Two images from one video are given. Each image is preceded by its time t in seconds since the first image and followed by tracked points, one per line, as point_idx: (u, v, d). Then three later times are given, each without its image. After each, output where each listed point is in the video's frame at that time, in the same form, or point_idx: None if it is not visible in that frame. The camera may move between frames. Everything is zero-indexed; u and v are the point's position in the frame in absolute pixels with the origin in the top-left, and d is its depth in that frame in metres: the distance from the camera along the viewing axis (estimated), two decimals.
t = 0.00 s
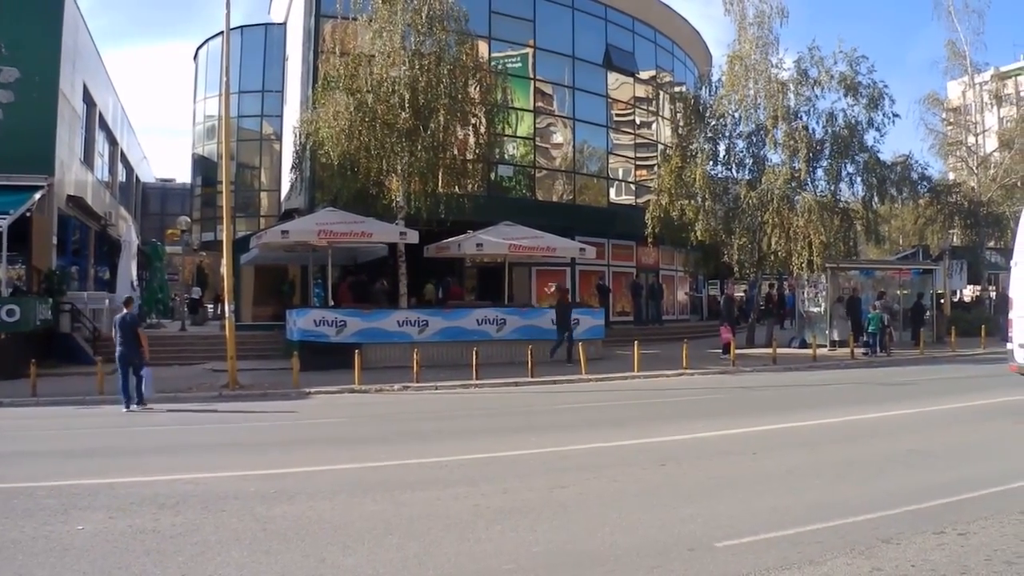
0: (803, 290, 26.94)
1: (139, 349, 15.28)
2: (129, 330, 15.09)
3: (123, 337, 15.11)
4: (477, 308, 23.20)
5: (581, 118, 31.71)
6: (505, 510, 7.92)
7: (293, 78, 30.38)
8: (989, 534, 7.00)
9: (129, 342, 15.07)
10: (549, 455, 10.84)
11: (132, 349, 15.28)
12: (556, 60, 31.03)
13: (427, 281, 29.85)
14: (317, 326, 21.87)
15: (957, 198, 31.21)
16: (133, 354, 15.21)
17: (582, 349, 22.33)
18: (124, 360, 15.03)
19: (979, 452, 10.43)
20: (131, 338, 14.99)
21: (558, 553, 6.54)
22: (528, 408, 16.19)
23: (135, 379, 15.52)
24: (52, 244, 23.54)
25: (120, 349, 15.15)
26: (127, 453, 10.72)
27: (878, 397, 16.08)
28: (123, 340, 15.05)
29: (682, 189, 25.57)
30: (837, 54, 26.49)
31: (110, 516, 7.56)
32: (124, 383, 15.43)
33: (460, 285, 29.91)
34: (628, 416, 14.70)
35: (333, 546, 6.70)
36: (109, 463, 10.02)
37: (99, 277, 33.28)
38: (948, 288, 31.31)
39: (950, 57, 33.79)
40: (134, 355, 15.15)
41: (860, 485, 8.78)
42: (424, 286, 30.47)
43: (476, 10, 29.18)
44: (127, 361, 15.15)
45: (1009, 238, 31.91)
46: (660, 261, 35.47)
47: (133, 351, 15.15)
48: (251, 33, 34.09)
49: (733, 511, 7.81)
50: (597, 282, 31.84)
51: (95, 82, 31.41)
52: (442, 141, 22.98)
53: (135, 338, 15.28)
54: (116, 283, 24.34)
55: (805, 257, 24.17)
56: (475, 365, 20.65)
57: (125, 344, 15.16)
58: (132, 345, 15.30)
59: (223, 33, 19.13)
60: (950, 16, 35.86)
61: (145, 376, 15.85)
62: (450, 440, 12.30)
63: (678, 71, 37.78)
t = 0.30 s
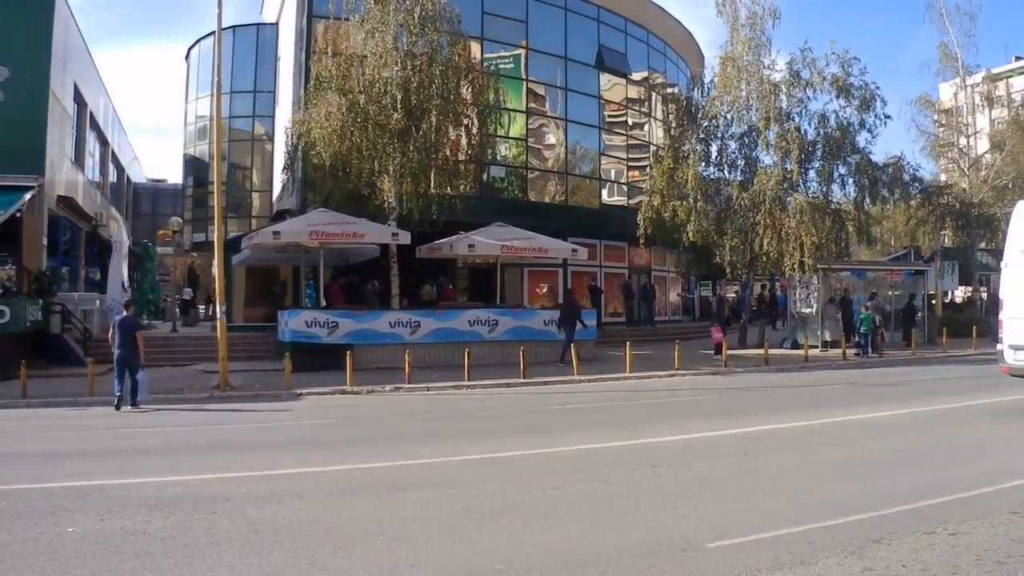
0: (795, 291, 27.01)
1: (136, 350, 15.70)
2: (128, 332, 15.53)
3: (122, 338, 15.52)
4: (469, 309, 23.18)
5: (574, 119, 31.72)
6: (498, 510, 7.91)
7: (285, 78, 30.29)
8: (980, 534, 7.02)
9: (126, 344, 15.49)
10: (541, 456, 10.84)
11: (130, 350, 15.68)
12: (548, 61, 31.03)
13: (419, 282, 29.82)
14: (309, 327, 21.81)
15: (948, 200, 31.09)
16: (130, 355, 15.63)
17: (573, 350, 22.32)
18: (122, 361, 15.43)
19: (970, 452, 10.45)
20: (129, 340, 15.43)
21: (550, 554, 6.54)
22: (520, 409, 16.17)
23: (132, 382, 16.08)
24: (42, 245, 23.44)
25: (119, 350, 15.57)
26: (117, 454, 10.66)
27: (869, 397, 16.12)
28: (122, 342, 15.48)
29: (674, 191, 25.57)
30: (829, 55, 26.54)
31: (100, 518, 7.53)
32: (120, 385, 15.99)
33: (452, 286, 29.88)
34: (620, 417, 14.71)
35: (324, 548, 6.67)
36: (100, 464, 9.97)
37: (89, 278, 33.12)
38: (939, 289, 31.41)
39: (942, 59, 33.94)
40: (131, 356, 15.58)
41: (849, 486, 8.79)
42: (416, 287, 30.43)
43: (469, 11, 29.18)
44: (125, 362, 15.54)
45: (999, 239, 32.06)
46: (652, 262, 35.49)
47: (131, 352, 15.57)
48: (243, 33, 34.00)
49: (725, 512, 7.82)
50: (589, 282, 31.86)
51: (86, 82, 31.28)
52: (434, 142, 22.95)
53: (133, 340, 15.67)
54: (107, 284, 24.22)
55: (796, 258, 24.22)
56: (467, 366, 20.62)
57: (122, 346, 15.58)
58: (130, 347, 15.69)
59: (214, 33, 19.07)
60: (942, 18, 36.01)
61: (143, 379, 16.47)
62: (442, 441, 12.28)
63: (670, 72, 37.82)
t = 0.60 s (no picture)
0: (783, 291, 26.99)
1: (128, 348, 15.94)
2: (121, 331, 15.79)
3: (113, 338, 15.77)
4: (458, 308, 23.15)
5: (563, 118, 31.74)
6: (487, 511, 7.88)
7: (274, 77, 30.18)
8: (967, 533, 7.05)
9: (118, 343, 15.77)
10: (531, 456, 10.83)
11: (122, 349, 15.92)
12: (538, 60, 31.04)
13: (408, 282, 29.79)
14: (298, 327, 21.70)
15: (937, 200, 31.43)
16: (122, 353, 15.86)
17: (562, 350, 22.35)
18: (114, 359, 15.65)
19: (958, 452, 10.49)
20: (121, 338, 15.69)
21: (539, 554, 6.53)
22: (510, 409, 16.15)
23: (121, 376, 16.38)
24: (29, 244, 23.23)
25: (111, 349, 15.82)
26: (105, 455, 10.59)
27: (858, 397, 16.17)
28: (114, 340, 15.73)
29: (663, 191, 25.62)
30: (819, 55, 26.62)
31: (88, 519, 7.46)
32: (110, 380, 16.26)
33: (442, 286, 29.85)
34: (610, 417, 14.72)
35: (313, 548, 6.65)
36: (88, 465, 9.90)
37: (78, 277, 32.92)
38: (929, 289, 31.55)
39: (931, 59, 34.11)
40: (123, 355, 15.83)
41: (837, 486, 8.82)
42: (405, 287, 30.40)
43: (459, 10, 29.17)
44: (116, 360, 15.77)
45: (988, 239, 32.22)
46: (642, 262, 35.51)
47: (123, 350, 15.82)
48: (232, 32, 33.86)
49: (713, 511, 7.83)
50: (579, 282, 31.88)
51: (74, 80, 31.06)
52: (423, 142, 22.92)
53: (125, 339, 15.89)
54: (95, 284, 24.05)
55: (785, 258, 24.28)
56: (456, 366, 20.59)
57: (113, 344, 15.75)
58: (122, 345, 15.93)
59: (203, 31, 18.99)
60: (931, 19, 36.18)
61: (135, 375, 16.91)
62: (432, 441, 12.26)
63: (660, 72, 37.89)
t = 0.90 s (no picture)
0: (768, 290, 27.44)
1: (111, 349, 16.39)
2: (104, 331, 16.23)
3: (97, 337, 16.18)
4: (443, 308, 23.08)
5: (548, 118, 31.74)
6: (471, 511, 7.85)
7: (259, 75, 30.00)
8: (949, 532, 7.09)
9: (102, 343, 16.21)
10: (515, 455, 10.80)
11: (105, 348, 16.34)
12: (523, 60, 31.03)
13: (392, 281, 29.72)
14: (281, 327, 21.54)
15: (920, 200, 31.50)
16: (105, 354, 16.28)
17: (546, 349, 22.35)
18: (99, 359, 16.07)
19: (941, 451, 10.55)
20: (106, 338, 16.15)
21: (523, 554, 6.50)
22: (495, 409, 16.13)
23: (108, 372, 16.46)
24: (11, 243, 22.93)
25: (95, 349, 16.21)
26: (87, 456, 10.48)
27: (841, 396, 16.24)
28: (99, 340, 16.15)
29: (648, 190, 25.65)
30: (803, 55, 26.74)
31: (69, 520, 7.38)
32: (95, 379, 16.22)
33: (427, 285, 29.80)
34: (595, 417, 14.71)
35: (296, 549, 6.60)
36: (70, 466, 9.79)
37: (60, 276, 32.62)
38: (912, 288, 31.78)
39: (915, 60, 34.37)
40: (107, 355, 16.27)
41: (821, 485, 8.84)
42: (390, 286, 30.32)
43: (444, 9, 29.15)
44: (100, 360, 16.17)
45: (971, 240, 32.49)
46: (626, 261, 35.51)
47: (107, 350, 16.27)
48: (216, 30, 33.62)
49: (696, 511, 7.84)
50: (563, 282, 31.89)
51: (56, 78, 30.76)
52: (408, 141, 22.85)
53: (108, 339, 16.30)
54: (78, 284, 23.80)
55: (769, 257, 24.38)
56: (440, 365, 20.54)
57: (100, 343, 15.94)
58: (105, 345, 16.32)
59: (187, 30, 18.86)
60: (915, 20, 36.42)
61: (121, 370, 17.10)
62: (417, 441, 12.21)
63: (645, 72, 37.95)
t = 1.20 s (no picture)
0: (744, 291, 27.30)
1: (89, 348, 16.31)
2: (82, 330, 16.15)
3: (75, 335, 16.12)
4: (419, 308, 22.96)
5: (525, 118, 31.70)
6: (448, 511, 7.77)
7: (235, 74, 29.71)
8: (924, 531, 7.11)
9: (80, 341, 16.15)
10: (493, 456, 10.73)
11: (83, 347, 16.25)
12: (501, 60, 30.99)
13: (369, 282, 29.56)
14: (257, 327, 21.39)
15: (897, 201, 32.07)
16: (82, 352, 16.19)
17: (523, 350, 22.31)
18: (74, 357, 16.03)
19: (916, 451, 10.61)
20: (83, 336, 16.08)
21: (500, 555, 6.44)
22: (472, 409, 16.05)
23: (86, 372, 16.33)
24: None
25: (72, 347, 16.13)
26: (61, 457, 10.27)
27: (817, 396, 16.33)
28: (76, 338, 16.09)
29: (625, 191, 25.69)
30: (780, 57, 26.88)
31: (41, 523, 7.21)
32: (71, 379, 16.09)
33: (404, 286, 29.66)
34: (573, 417, 14.69)
35: (272, 550, 6.49)
36: (43, 467, 9.60)
37: (33, 277, 32.11)
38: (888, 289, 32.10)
39: (891, 62, 34.69)
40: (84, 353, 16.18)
41: (799, 485, 8.86)
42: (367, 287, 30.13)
43: (421, 9, 29.04)
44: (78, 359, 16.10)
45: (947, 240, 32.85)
46: (603, 262, 35.49)
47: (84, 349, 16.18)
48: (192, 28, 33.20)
49: (673, 511, 7.81)
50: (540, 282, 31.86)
51: (29, 76, 30.30)
52: (385, 141, 22.71)
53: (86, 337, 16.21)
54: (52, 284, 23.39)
55: (745, 258, 24.48)
56: (417, 366, 20.42)
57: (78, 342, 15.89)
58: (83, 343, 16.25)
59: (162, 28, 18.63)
60: (891, 23, 36.73)
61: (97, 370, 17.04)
62: (394, 442, 12.10)
63: (622, 73, 38.04)
